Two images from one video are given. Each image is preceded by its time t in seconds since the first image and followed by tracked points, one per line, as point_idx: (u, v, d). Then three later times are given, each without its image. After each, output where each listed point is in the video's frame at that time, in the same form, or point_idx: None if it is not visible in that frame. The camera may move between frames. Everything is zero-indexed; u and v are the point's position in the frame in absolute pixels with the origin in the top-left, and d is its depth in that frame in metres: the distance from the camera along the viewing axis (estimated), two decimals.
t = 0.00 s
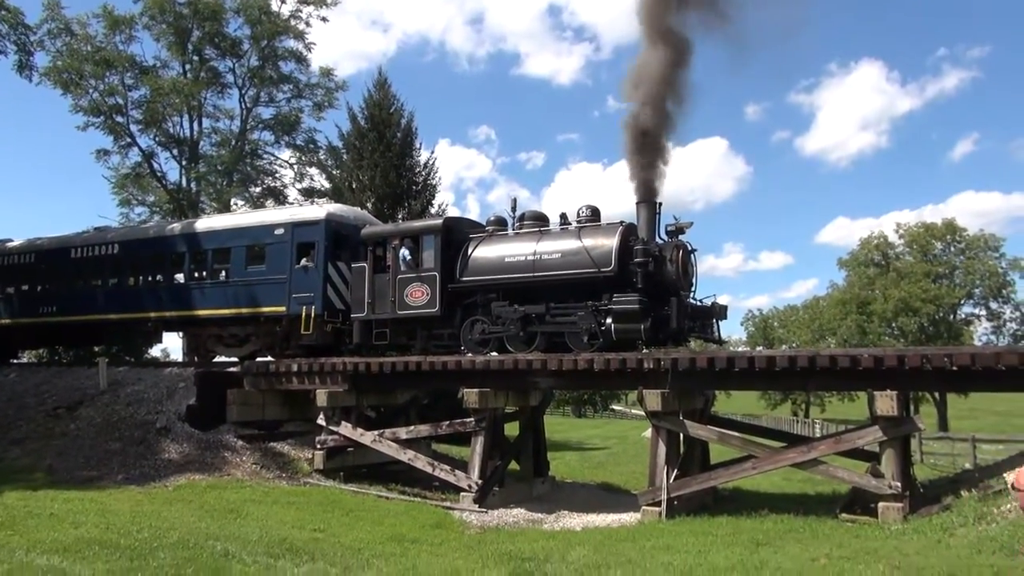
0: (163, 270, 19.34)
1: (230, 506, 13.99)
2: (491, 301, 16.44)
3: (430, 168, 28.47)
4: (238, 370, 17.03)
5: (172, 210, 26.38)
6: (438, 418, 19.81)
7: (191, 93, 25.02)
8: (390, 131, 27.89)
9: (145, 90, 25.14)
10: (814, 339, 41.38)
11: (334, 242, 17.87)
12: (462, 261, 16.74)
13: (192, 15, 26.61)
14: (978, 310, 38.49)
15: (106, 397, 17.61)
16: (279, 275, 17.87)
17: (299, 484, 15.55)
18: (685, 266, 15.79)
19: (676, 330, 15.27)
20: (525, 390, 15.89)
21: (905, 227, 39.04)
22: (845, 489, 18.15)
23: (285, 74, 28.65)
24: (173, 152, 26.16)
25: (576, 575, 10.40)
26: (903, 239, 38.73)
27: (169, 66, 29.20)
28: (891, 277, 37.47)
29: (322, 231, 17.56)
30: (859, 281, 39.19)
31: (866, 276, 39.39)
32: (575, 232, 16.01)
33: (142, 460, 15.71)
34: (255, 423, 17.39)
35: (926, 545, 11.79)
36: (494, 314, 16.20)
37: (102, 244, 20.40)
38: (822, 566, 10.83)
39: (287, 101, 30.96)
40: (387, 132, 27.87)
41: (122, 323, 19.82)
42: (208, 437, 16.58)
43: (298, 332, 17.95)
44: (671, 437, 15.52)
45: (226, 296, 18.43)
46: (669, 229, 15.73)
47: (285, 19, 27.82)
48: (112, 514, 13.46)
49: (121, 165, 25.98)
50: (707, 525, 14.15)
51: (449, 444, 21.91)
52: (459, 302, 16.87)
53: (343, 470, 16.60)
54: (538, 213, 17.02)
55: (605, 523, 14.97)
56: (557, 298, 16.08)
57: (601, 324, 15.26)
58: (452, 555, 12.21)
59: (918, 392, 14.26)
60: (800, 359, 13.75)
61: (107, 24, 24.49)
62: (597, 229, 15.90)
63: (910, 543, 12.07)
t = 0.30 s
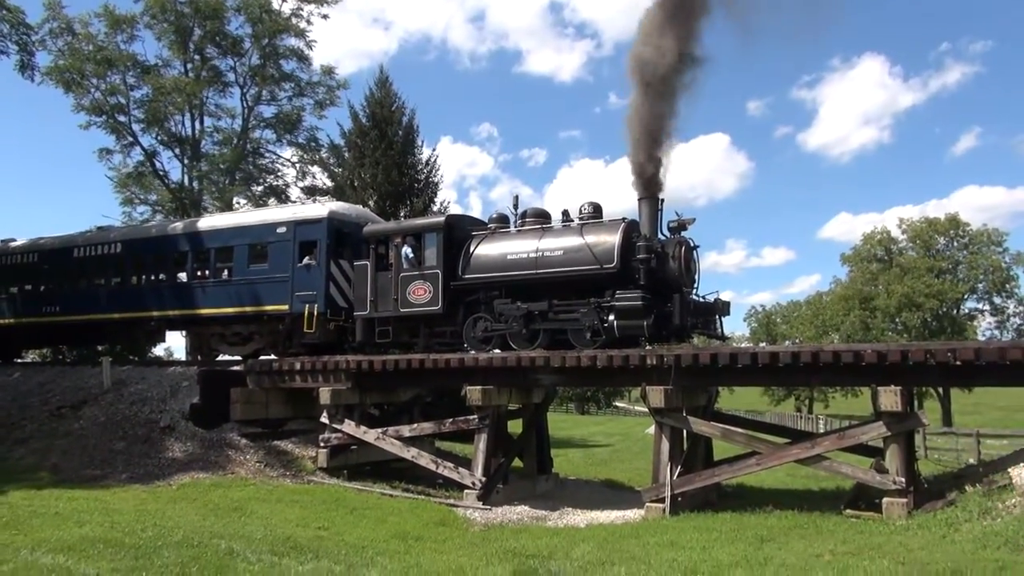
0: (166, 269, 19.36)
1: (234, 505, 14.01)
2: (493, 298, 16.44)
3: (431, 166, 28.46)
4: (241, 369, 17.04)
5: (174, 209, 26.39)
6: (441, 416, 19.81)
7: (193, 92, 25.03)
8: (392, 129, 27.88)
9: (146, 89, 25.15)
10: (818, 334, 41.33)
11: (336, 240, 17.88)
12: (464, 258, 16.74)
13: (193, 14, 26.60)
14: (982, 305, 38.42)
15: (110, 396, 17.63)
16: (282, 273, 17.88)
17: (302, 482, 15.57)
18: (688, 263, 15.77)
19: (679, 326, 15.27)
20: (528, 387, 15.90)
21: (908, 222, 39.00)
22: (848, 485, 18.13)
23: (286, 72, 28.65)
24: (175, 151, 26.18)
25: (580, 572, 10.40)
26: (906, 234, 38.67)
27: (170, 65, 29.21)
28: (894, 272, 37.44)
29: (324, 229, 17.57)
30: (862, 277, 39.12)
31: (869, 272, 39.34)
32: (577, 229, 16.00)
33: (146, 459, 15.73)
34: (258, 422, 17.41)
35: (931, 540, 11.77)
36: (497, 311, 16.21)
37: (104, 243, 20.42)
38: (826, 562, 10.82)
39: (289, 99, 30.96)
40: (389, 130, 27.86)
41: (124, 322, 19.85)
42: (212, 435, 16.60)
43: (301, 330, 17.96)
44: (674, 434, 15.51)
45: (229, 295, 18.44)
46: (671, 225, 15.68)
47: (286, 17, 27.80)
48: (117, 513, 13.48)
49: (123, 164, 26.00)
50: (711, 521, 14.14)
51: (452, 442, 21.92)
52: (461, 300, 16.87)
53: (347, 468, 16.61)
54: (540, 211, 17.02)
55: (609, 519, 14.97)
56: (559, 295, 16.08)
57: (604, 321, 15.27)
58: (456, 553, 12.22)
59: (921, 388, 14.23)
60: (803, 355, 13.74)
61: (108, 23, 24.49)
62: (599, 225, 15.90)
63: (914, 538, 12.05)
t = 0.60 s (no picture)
0: (177, 270, 19.45)
1: (248, 505, 14.08)
2: (504, 296, 16.43)
3: (441, 165, 28.50)
4: (253, 369, 17.09)
5: (185, 211, 26.51)
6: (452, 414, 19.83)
7: (202, 94, 25.14)
8: (401, 129, 27.92)
9: (157, 92, 25.28)
10: (831, 329, 41.14)
11: (347, 240, 17.92)
12: (474, 257, 16.74)
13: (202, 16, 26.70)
14: (997, 298, 38.13)
15: (124, 398, 17.73)
16: (293, 274, 17.93)
17: (315, 482, 15.61)
18: (699, 260, 15.69)
19: (690, 323, 15.23)
20: (540, 385, 15.89)
21: (921, 215, 38.76)
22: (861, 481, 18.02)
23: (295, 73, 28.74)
24: (186, 153, 26.31)
25: (593, 570, 10.39)
26: (919, 227, 38.44)
27: (180, 68, 29.35)
28: (907, 266, 37.20)
29: (334, 230, 17.61)
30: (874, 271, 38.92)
31: (882, 266, 39.11)
32: (586, 227, 15.97)
33: (160, 460, 15.82)
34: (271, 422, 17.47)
35: (947, 536, 11.68)
36: (507, 309, 16.19)
37: (117, 246, 20.55)
38: (841, 559, 10.75)
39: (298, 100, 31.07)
40: (398, 129, 27.90)
41: (137, 324, 19.96)
42: (225, 436, 16.67)
43: (312, 331, 18.01)
44: (686, 431, 15.46)
45: (240, 296, 18.51)
46: (681, 222, 15.60)
47: (294, 18, 27.88)
48: (132, 514, 13.56)
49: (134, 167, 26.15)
50: (724, 519, 14.08)
51: (463, 441, 21.94)
52: (472, 299, 16.87)
53: (360, 468, 16.63)
54: (549, 209, 17.00)
55: (622, 517, 14.93)
56: (569, 293, 16.05)
57: (615, 319, 15.23)
58: (470, 551, 12.22)
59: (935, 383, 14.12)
60: (816, 350, 13.67)
61: (118, 27, 24.62)
62: (608, 223, 15.86)
63: (930, 534, 11.96)
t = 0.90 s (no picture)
0: (190, 275, 19.56)
1: (262, 509, 14.13)
2: (515, 299, 16.42)
3: (451, 168, 28.55)
4: (267, 373, 17.15)
5: (198, 216, 26.64)
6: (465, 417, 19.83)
7: (214, 100, 25.29)
8: (411, 132, 27.98)
9: (169, 98, 25.45)
10: (844, 329, 40.90)
11: (358, 244, 17.97)
12: (484, 260, 16.74)
13: (212, 23, 26.86)
14: (1012, 297, 37.82)
15: (138, 403, 17.81)
16: (305, 279, 18.00)
17: (328, 486, 15.64)
18: (710, 260, 15.64)
19: (703, 324, 15.17)
20: (552, 388, 15.86)
21: (934, 213, 38.55)
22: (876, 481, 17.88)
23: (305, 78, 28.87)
24: (198, 159, 26.46)
25: (607, 573, 10.36)
26: (932, 226, 38.22)
27: (191, 74, 29.53)
28: (921, 265, 36.95)
29: (345, 234, 17.68)
30: (887, 270, 38.73)
31: (895, 264, 38.88)
32: (597, 228, 15.95)
33: (175, 465, 15.90)
34: (284, 426, 17.50)
35: (964, 537, 11.57)
36: (519, 312, 16.18)
37: (130, 251, 20.69)
38: (857, 560, 10.66)
39: (308, 105, 31.19)
40: (408, 133, 27.97)
41: (150, 329, 20.08)
42: (239, 440, 16.73)
43: (324, 335, 18.06)
44: (699, 432, 15.40)
45: (253, 301, 18.59)
46: (692, 222, 15.55)
47: (304, 23, 28.01)
48: (147, 519, 13.63)
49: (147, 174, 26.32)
50: (738, 521, 14.00)
51: (476, 444, 21.92)
52: (483, 301, 16.87)
53: (373, 471, 16.63)
54: (559, 211, 16.99)
55: (636, 519, 14.87)
56: (581, 295, 16.03)
57: (627, 320, 15.20)
58: (483, 554, 12.21)
59: (952, 382, 14.02)
60: (830, 350, 13.61)
61: (130, 34, 24.81)
62: (619, 224, 15.84)
63: (947, 535, 11.85)
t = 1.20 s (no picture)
0: (202, 282, 19.66)
1: (273, 515, 14.15)
2: (525, 304, 16.40)
3: (461, 174, 28.60)
4: (278, 380, 17.17)
5: (210, 223, 26.78)
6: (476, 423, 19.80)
7: (225, 108, 25.44)
8: (421, 138, 28.05)
9: (181, 106, 25.61)
10: (856, 334, 40.71)
11: (368, 250, 18.02)
12: (495, 266, 16.74)
13: (224, 31, 27.03)
14: None
15: (150, 409, 17.87)
16: (315, 285, 18.06)
17: (340, 492, 15.66)
18: (721, 265, 15.60)
19: (714, 329, 15.13)
20: (563, 393, 15.83)
21: (947, 217, 38.30)
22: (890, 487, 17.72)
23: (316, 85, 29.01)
24: (210, 166, 26.61)
25: None
26: (945, 230, 38.01)
27: (202, 82, 29.71)
28: (933, 269, 36.75)
29: (356, 240, 17.74)
30: (899, 274, 38.58)
31: (908, 268, 38.65)
32: (607, 233, 15.93)
33: (187, 471, 15.96)
34: (295, 432, 17.52)
35: (980, 544, 11.46)
36: (529, 317, 16.17)
37: (142, 258, 20.82)
38: (871, 567, 10.57)
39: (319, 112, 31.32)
40: (418, 139, 28.04)
41: (163, 336, 20.18)
42: (251, 446, 16.77)
43: (335, 341, 18.11)
44: (711, 438, 15.34)
45: (264, 307, 18.66)
46: (702, 226, 15.51)
47: (314, 31, 28.17)
48: (159, 524, 13.67)
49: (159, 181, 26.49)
50: (750, 527, 13.91)
51: (486, 450, 21.88)
52: (493, 307, 16.87)
53: (383, 477, 16.61)
54: (569, 216, 16.99)
55: (647, 526, 14.81)
56: (591, 300, 16.01)
57: (637, 325, 15.18)
58: (494, 561, 12.18)
59: (965, 388, 13.94)
60: (842, 355, 13.53)
61: (143, 43, 24.99)
62: (629, 229, 15.82)
63: (962, 542, 11.73)
